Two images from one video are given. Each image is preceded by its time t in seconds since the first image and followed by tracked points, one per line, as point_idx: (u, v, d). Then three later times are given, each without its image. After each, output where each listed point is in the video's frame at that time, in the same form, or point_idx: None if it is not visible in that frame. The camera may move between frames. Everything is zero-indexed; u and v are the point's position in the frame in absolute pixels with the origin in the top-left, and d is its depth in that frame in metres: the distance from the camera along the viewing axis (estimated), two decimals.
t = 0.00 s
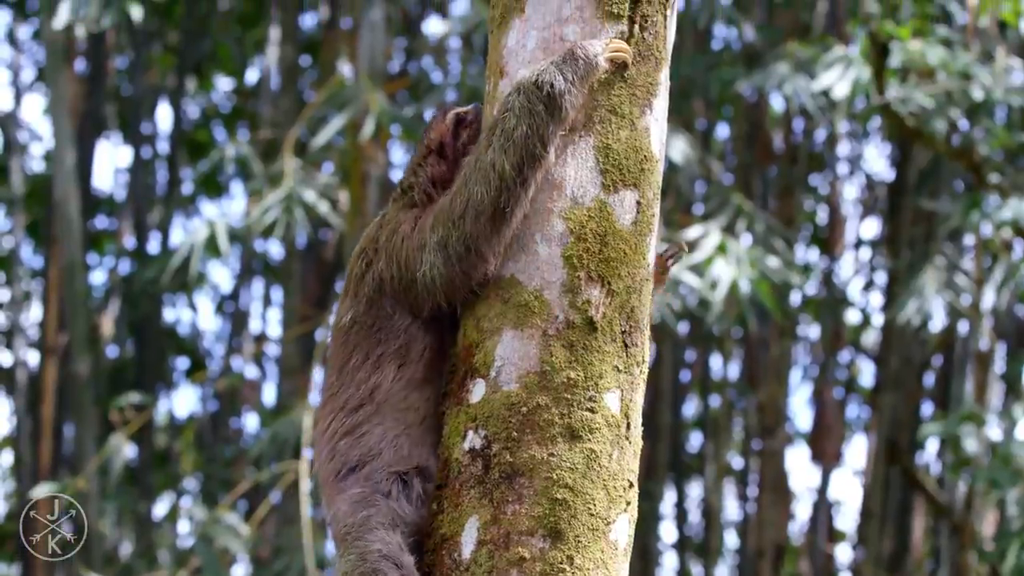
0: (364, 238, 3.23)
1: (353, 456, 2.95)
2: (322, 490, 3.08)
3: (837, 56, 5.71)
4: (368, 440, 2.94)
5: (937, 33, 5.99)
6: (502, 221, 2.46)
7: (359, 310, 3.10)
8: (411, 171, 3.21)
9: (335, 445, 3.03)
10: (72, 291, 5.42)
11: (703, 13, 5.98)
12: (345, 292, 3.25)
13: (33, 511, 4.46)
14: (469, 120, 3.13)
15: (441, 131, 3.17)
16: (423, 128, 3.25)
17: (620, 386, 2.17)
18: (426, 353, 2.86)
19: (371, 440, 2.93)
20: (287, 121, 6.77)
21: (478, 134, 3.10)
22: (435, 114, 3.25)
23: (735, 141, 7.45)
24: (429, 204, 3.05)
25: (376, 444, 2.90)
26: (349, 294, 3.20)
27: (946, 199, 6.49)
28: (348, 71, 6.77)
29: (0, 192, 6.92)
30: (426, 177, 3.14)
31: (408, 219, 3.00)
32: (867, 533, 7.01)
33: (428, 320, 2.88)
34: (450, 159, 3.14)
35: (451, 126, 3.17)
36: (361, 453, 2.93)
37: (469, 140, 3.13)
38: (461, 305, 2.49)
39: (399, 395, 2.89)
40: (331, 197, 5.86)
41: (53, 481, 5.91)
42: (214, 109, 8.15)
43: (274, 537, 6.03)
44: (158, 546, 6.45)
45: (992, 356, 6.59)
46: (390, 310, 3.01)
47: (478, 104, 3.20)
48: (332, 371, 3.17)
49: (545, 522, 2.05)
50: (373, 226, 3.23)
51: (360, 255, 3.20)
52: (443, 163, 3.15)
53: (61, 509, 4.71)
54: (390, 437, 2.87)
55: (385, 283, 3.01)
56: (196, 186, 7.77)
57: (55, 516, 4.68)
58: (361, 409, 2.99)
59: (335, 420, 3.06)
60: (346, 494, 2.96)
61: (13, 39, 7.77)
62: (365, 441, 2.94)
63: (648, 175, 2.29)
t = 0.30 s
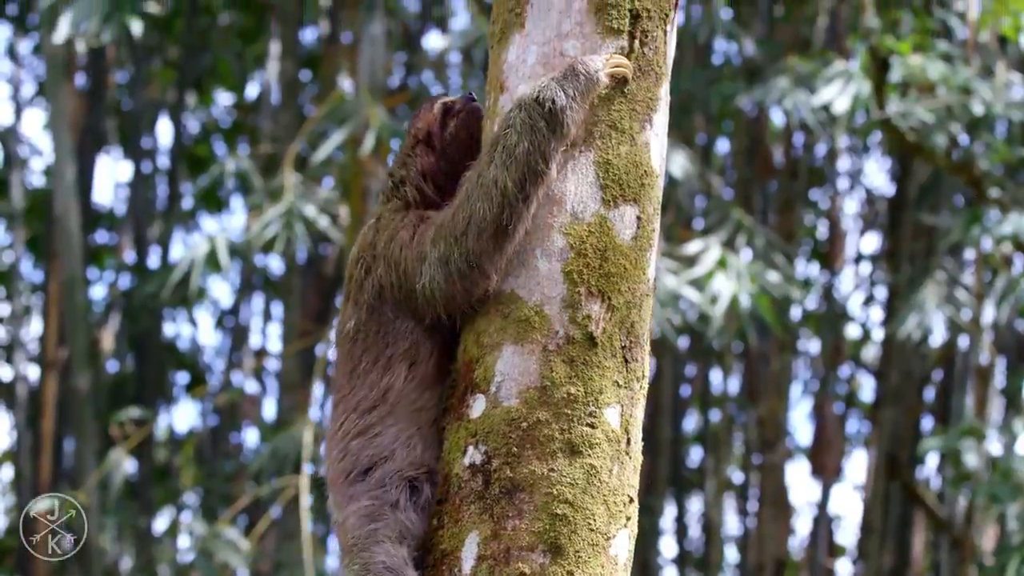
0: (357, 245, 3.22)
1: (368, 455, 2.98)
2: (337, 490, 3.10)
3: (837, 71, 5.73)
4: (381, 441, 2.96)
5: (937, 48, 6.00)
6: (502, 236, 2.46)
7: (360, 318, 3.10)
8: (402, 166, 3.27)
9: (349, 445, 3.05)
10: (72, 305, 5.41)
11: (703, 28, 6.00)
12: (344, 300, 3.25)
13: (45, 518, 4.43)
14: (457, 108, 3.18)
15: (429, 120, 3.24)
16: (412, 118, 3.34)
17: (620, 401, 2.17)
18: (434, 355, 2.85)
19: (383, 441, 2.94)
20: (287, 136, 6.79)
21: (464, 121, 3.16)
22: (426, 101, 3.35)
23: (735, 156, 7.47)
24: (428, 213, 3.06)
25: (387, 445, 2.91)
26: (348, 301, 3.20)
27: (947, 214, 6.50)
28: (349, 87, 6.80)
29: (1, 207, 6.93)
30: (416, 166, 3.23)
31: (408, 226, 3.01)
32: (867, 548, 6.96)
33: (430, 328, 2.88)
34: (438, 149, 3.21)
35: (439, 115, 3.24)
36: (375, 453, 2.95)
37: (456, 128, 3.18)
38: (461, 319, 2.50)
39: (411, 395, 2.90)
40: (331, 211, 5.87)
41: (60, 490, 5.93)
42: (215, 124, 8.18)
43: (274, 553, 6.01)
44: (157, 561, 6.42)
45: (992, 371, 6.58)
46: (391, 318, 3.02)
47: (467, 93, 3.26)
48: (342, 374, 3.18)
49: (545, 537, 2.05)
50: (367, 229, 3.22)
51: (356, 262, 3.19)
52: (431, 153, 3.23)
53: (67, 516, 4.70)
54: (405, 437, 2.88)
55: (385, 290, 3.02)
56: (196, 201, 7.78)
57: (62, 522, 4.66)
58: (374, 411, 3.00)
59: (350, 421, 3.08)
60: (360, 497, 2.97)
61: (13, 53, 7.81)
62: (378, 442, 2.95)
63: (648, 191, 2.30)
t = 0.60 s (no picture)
0: (352, 253, 3.21)
1: (376, 461, 2.97)
2: (345, 497, 3.09)
3: (837, 86, 5.75)
4: (390, 446, 2.95)
5: (936, 63, 6.03)
6: (503, 251, 2.48)
7: (361, 328, 3.11)
8: (389, 167, 3.31)
9: (359, 449, 3.04)
10: (73, 320, 5.40)
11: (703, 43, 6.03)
12: (343, 309, 3.24)
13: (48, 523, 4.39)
14: (438, 101, 3.31)
15: (413, 115, 3.36)
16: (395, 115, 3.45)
17: (620, 417, 2.18)
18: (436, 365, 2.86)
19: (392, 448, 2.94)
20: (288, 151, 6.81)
21: (448, 113, 3.27)
22: (407, 99, 3.46)
23: (735, 171, 7.49)
24: (427, 223, 3.06)
25: (397, 452, 2.91)
26: (348, 308, 3.19)
27: (947, 228, 6.51)
28: (349, 102, 6.82)
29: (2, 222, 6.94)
30: (403, 160, 3.30)
31: (408, 235, 3.01)
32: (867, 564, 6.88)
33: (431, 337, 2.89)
34: (422, 144, 3.33)
35: (422, 111, 3.37)
36: (382, 459, 2.94)
37: (439, 122, 3.31)
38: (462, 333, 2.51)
39: (422, 399, 2.90)
40: (332, 226, 5.88)
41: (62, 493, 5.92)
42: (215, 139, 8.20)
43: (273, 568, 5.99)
44: None
45: (993, 385, 6.58)
46: (392, 326, 3.02)
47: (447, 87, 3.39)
48: (348, 382, 3.19)
49: (545, 553, 2.05)
50: (361, 232, 3.21)
51: (353, 269, 3.18)
52: (416, 148, 3.34)
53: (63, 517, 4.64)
54: (416, 441, 2.89)
55: (383, 299, 3.03)
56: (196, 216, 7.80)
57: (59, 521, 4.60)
58: (382, 418, 2.99)
59: (358, 427, 3.08)
60: (367, 508, 2.96)
61: (13, 69, 7.85)
62: (386, 449, 2.94)
63: (648, 207, 2.31)
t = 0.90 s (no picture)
0: (351, 264, 3.21)
1: (382, 473, 2.98)
2: (354, 509, 3.11)
3: (837, 102, 5.77)
4: (397, 457, 2.96)
5: (937, 79, 6.04)
6: (505, 268, 2.48)
7: (362, 340, 3.11)
8: (384, 174, 3.32)
9: (366, 461, 3.06)
10: (73, 337, 5.40)
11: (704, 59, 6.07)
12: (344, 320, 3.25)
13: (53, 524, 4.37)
14: (433, 106, 3.32)
15: (407, 121, 3.37)
16: (387, 120, 3.45)
17: (621, 433, 2.18)
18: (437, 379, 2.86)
19: (399, 459, 2.96)
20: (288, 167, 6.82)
21: (442, 118, 3.28)
22: (400, 103, 3.47)
23: (736, 187, 7.49)
24: (426, 236, 3.05)
25: (403, 464, 2.94)
26: (348, 319, 3.20)
27: (947, 244, 6.52)
28: (350, 118, 6.85)
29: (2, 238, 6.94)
30: (398, 167, 3.31)
31: (408, 247, 3.01)
32: None
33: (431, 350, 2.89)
34: (416, 149, 3.33)
35: (416, 116, 3.37)
36: (388, 472, 2.96)
37: (433, 128, 3.31)
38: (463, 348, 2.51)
39: (424, 410, 2.90)
40: (332, 242, 5.89)
41: (65, 491, 5.91)
42: (215, 155, 8.23)
43: None
44: None
45: (993, 401, 6.57)
46: (393, 337, 3.02)
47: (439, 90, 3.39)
48: (353, 393, 3.20)
49: (546, 570, 2.05)
50: (359, 242, 3.22)
51: (352, 278, 3.19)
52: (410, 153, 3.35)
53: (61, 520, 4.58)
54: (423, 452, 2.91)
55: (382, 310, 3.03)
56: (197, 232, 7.81)
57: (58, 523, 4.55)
58: (387, 429, 3.01)
59: (365, 437, 3.10)
60: (374, 519, 3.00)
61: (13, 85, 7.88)
62: (393, 460, 2.96)
63: (649, 223, 2.31)
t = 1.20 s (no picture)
0: (353, 273, 3.21)
1: (389, 485, 3.01)
2: (359, 519, 3.12)
3: (839, 116, 5.83)
4: (402, 468, 2.98)
5: (937, 93, 6.06)
6: (507, 282, 2.49)
7: (366, 350, 3.12)
8: (386, 181, 3.30)
9: (372, 471, 3.08)
10: (73, 351, 5.40)
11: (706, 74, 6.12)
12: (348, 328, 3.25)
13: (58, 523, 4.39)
14: (439, 114, 3.31)
15: (411, 128, 3.35)
16: (390, 126, 3.44)
17: (622, 448, 2.18)
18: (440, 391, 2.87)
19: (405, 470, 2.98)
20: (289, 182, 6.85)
21: (448, 128, 3.27)
22: (405, 108, 3.45)
23: (736, 202, 7.51)
24: (427, 248, 3.04)
25: (409, 475, 2.96)
26: (352, 328, 3.20)
27: (948, 259, 6.53)
28: (351, 133, 6.88)
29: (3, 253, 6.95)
30: (399, 172, 3.30)
31: (410, 258, 3.01)
32: None
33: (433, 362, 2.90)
34: (420, 157, 3.31)
35: (421, 123, 3.36)
36: (395, 484, 2.98)
37: (438, 137, 3.29)
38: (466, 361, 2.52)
39: (431, 418, 2.90)
40: (334, 257, 5.90)
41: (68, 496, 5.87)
42: (216, 170, 8.26)
43: None
44: None
45: (994, 416, 6.57)
46: (396, 348, 3.03)
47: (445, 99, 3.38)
48: (358, 404, 3.20)
49: None
50: (361, 250, 3.22)
51: (354, 288, 3.19)
52: (412, 161, 3.33)
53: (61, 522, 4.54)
54: (429, 462, 2.93)
55: (386, 320, 3.03)
56: (198, 246, 7.83)
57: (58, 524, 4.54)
58: (391, 440, 3.02)
59: (370, 447, 3.11)
60: (380, 529, 3.01)
61: (14, 100, 7.92)
62: (399, 471, 2.98)
63: (650, 238, 2.32)
